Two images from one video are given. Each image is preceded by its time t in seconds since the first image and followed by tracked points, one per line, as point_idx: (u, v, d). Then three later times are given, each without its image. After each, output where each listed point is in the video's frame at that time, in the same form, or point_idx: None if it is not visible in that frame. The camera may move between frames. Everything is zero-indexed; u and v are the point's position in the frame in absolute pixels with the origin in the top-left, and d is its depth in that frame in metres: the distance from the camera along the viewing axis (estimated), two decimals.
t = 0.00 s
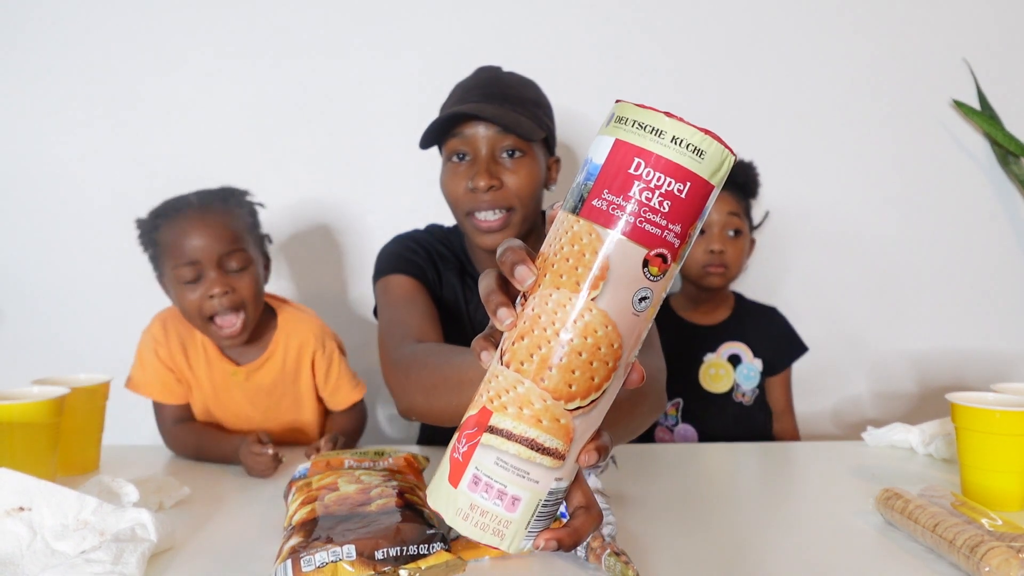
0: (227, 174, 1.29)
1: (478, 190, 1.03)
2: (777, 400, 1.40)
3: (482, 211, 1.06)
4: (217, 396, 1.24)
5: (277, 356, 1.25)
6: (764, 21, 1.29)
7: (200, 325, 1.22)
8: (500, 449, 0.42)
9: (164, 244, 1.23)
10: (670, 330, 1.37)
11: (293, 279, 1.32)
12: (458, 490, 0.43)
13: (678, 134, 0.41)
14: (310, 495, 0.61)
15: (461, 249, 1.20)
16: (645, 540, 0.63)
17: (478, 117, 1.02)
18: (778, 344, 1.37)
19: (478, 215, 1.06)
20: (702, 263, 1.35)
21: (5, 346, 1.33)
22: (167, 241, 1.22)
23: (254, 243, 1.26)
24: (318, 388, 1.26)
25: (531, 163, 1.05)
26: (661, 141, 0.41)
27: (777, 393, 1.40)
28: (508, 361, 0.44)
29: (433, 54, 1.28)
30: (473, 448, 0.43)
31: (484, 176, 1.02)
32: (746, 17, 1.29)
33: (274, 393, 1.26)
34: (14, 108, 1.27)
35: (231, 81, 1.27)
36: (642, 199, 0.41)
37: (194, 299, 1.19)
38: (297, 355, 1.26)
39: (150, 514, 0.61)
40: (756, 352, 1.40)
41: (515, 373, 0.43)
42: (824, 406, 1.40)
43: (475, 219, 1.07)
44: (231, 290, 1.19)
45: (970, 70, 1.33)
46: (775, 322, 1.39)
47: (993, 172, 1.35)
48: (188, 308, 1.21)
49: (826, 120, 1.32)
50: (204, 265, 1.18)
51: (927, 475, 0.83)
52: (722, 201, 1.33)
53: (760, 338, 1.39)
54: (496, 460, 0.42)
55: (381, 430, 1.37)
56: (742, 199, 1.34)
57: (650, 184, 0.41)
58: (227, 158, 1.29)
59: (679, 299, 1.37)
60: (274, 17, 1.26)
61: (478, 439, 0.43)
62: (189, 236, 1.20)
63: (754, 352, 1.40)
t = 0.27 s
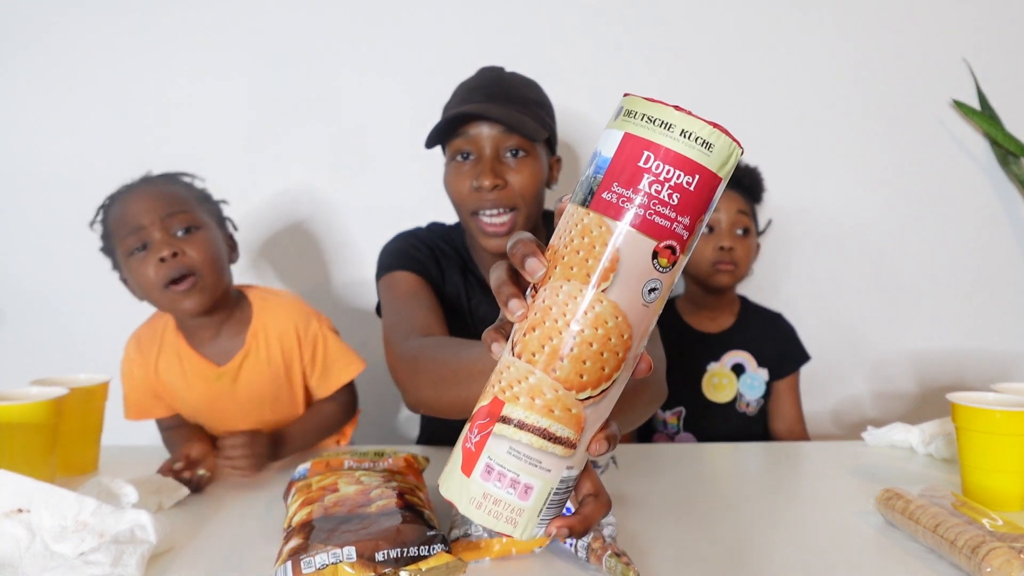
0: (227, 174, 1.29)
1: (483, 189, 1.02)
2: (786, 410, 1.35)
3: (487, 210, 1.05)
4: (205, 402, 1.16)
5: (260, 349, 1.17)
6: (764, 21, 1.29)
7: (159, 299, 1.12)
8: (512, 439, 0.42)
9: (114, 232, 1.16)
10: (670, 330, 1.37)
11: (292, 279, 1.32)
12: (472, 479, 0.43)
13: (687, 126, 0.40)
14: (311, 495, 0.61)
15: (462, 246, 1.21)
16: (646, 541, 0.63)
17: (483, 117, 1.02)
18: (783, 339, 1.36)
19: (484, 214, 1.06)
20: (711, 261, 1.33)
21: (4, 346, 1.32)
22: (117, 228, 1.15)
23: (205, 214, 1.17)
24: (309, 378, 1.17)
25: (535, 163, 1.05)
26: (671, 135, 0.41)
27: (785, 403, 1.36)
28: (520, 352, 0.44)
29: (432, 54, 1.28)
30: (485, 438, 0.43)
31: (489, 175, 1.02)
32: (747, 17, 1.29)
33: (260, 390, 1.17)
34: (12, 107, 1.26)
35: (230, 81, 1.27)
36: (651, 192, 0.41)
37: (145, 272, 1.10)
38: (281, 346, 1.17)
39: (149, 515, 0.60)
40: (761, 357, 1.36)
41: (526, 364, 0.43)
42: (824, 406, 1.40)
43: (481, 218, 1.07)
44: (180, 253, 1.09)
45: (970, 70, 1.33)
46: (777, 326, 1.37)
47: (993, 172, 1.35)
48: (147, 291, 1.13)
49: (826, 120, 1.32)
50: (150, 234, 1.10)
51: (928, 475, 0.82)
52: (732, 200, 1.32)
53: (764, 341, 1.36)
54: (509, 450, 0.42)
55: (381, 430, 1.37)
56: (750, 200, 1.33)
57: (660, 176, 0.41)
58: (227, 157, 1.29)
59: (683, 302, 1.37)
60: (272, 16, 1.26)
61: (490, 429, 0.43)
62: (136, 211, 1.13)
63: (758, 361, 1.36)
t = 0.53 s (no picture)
0: (226, 175, 1.29)
1: (485, 170, 1.01)
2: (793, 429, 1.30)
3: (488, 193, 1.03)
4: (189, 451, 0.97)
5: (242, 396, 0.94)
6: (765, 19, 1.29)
7: (140, 353, 0.87)
8: (523, 363, 0.44)
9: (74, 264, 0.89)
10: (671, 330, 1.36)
11: (291, 279, 1.32)
12: (489, 403, 0.44)
13: (664, 75, 0.42)
14: (310, 497, 0.60)
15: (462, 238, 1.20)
16: (646, 542, 0.63)
17: (489, 101, 1.02)
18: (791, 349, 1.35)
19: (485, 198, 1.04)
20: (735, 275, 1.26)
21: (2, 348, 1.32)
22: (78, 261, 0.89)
23: (199, 252, 0.92)
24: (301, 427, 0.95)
25: (535, 149, 1.04)
26: (653, 85, 0.42)
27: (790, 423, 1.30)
28: (526, 286, 0.45)
29: (431, 53, 1.28)
30: (499, 364, 0.44)
31: (492, 158, 1.01)
32: (746, 16, 1.28)
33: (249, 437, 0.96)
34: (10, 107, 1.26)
35: (228, 81, 1.27)
36: (634, 135, 0.43)
37: (124, 324, 0.85)
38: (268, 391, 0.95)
39: (145, 519, 0.60)
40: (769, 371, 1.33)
41: (533, 296, 0.44)
42: (824, 406, 1.40)
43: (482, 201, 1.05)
44: (173, 306, 0.85)
45: (970, 69, 1.32)
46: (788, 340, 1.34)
47: (994, 171, 1.35)
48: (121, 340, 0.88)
49: (826, 119, 1.32)
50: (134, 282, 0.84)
51: (929, 475, 0.82)
52: (755, 211, 1.27)
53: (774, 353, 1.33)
54: (521, 372, 0.44)
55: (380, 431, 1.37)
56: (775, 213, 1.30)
57: (646, 129, 0.43)
58: (226, 158, 1.29)
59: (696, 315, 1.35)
60: (271, 15, 1.25)
61: (502, 356, 0.44)
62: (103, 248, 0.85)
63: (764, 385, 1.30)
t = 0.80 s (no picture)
0: (227, 175, 1.29)
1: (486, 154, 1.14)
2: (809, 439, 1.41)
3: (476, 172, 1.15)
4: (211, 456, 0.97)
5: (276, 407, 0.95)
6: (765, 20, 1.29)
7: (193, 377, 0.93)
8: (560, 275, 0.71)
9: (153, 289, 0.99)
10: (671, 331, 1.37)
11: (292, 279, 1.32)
12: (553, 305, 0.71)
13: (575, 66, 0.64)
14: (310, 495, 0.61)
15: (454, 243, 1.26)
16: (646, 541, 0.63)
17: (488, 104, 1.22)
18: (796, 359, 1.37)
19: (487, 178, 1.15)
20: (763, 331, 1.37)
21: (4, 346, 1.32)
22: (156, 287, 0.99)
23: (262, 289, 1.02)
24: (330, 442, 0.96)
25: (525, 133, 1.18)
26: (569, 66, 0.64)
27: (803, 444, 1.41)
28: (547, 230, 0.69)
29: (432, 53, 1.28)
30: (553, 283, 0.70)
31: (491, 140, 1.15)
32: (746, 17, 1.29)
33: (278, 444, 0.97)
34: (14, 106, 1.26)
35: (231, 81, 1.27)
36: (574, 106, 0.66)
37: (184, 347, 0.93)
38: (302, 404, 0.96)
39: (148, 516, 0.61)
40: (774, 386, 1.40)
41: (555, 235, 0.69)
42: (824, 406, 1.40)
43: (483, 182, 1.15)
44: (234, 337, 0.92)
45: (970, 70, 1.33)
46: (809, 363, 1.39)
47: (993, 171, 1.35)
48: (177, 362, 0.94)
49: (826, 120, 1.32)
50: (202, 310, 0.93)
51: (927, 475, 0.83)
52: (797, 262, 1.35)
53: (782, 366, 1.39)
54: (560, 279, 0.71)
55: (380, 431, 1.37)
56: (819, 264, 1.36)
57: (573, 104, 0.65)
58: (228, 157, 1.29)
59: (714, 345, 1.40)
60: (273, 16, 1.26)
61: (553, 276, 0.70)
62: (182, 276, 0.95)
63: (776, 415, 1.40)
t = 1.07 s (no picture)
0: (228, 175, 1.30)
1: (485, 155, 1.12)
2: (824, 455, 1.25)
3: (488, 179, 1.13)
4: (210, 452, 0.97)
5: (274, 405, 0.95)
6: (764, 21, 1.29)
7: (195, 367, 0.89)
8: (527, 329, 0.76)
9: (155, 266, 0.92)
10: (671, 331, 1.37)
11: (292, 280, 1.32)
12: (512, 356, 0.75)
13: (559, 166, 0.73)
14: (310, 495, 0.61)
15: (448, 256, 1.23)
16: (645, 541, 0.63)
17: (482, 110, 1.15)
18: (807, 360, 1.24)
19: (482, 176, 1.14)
20: (755, 378, 1.22)
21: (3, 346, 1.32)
22: (159, 265, 0.92)
23: (274, 280, 0.95)
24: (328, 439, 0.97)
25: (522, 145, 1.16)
26: (553, 166, 0.72)
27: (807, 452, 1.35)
28: (521, 286, 0.75)
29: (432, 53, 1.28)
30: (515, 333, 0.75)
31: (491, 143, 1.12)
32: (746, 17, 1.29)
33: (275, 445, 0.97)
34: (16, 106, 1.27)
35: (231, 82, 1.27)
36: (557, 196, 0.73)
37: (188, 337, 0.87)
38: (300, 402, 0.96)
39: (146, 516, 0.61)
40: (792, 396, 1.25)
41: (524, 292, 0.75)
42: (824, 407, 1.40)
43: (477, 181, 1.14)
44: (241, 332, 0.87)
45: (970, 70, 1.33)
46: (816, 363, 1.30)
47: (994, 171, 1.35)
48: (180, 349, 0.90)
49: (827, 120, 1.33)
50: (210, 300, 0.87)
51: (928, 475, 0.82)
52: (791, 306, 1.20)
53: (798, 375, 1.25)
54: (525, 333, 0.76)
55: (380, 431, 1.37)
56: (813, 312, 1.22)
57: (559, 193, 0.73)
58: (229, 158, 1.29)
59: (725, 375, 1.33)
60: (274, 16, 1.26)
61: (517, 328, 0.75)
62: (185, 259, 0.88)
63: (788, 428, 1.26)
